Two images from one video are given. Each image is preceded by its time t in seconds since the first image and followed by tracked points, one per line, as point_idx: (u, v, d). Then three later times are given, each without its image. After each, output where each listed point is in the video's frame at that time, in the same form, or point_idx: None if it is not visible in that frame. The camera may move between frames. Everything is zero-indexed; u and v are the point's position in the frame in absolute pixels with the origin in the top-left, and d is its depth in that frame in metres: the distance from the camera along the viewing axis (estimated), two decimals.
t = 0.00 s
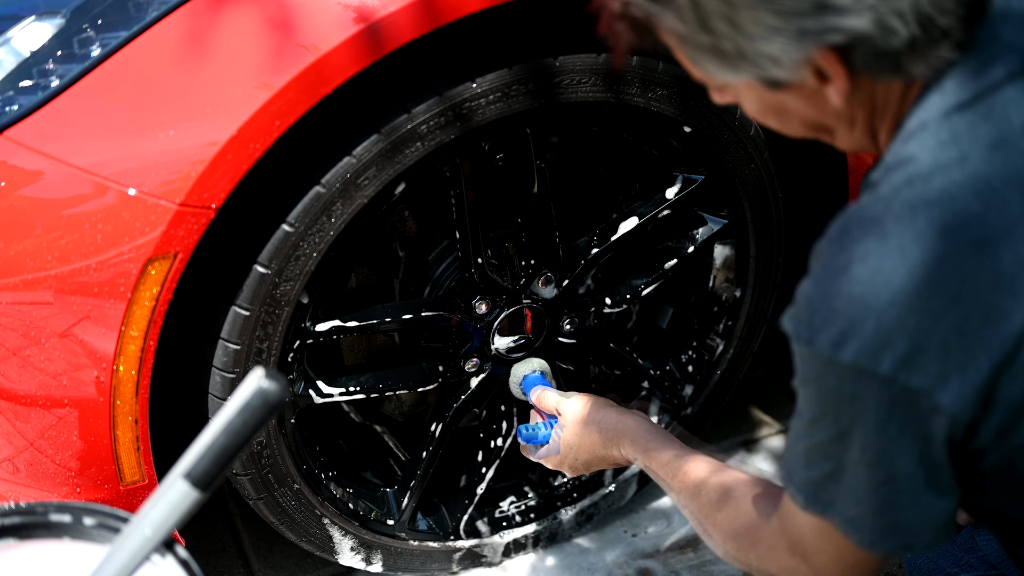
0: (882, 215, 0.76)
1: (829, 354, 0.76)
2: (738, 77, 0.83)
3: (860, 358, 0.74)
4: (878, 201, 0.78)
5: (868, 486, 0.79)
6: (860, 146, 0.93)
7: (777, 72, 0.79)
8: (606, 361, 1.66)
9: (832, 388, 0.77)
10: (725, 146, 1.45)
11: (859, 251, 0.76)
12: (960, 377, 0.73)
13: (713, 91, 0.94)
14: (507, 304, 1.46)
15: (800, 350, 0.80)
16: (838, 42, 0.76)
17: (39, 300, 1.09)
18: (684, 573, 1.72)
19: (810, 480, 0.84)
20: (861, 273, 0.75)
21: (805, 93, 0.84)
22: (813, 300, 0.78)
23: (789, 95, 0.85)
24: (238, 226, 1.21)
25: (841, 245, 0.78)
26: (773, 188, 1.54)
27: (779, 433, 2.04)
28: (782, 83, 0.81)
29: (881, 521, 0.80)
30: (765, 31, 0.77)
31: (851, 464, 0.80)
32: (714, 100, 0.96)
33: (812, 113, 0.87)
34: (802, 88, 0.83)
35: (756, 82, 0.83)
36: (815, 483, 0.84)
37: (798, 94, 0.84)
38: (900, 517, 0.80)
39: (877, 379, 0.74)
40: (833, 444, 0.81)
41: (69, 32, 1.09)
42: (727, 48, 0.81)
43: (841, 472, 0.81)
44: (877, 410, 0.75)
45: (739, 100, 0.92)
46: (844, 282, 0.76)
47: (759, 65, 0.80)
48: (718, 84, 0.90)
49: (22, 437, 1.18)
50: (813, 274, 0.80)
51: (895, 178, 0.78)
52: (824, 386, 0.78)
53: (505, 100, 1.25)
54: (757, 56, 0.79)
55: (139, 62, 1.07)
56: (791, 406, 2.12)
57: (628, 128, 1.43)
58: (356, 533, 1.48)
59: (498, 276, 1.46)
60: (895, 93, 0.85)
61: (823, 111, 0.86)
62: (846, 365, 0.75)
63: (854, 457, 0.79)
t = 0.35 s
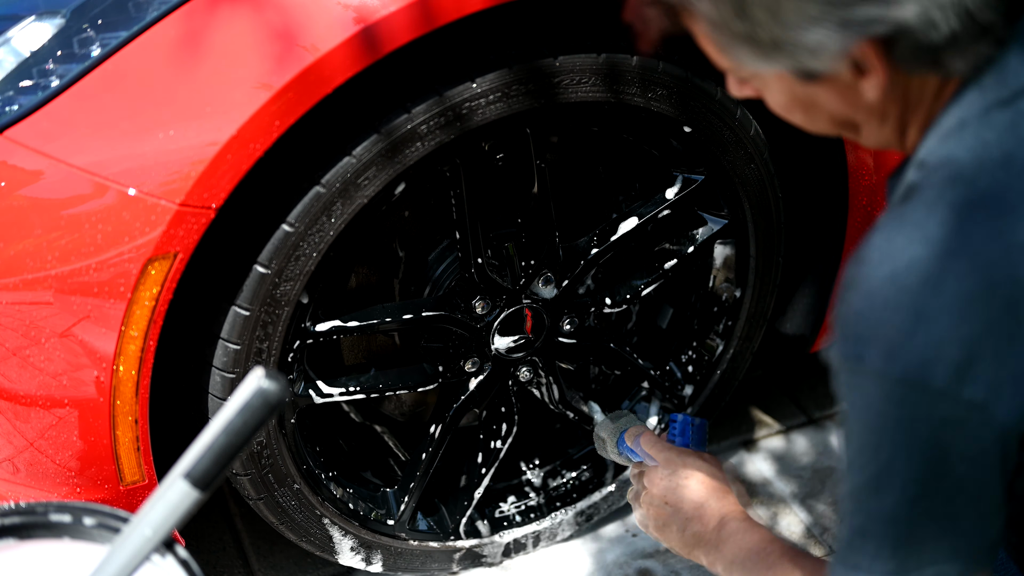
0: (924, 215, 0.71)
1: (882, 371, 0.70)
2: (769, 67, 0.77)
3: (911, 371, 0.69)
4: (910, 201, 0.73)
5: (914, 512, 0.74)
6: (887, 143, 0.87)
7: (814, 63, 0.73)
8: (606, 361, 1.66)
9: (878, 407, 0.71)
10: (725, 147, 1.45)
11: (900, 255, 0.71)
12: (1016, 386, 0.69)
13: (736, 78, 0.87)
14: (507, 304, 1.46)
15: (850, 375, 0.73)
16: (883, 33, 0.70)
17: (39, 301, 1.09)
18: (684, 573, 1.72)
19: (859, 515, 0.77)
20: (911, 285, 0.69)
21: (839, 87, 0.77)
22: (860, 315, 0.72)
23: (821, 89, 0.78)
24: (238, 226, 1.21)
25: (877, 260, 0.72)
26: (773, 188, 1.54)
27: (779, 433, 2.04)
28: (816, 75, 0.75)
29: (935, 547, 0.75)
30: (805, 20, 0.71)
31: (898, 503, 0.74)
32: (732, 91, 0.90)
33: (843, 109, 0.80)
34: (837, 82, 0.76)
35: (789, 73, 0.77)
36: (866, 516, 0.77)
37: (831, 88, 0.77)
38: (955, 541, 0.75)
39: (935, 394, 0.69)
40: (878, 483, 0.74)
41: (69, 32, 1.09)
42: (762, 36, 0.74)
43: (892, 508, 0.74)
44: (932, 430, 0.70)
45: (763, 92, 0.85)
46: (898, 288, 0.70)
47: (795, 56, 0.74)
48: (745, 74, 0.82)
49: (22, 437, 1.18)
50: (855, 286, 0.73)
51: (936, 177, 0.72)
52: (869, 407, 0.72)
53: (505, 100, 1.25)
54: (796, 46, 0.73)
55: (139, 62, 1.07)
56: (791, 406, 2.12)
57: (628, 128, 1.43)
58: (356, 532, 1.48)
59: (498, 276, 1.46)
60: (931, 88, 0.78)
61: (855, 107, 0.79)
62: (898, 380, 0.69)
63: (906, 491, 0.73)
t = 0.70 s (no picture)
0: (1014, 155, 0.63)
1: (959, 309, 0.60)
2: None
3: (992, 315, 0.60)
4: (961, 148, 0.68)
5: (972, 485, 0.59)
6: (900, 128, 0.78)
7: None
8: (606, 361, 1.66)
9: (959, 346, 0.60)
10: (725, 147, 1.45)
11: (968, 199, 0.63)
12: None
13: (739, 40, 0.75)
14: (507, 304, 1.46)
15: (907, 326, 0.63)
16: None
17: (39, 300, 1.09)
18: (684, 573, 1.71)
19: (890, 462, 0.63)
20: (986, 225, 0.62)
21: (895, 22, 0.68)
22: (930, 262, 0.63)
23: (876, 24, 0.68)
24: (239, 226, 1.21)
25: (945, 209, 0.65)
26: (773, 188, 1.54)
27: (779, 433, 2.04)
28: None
29: (977, 534, 0.59)
30: None
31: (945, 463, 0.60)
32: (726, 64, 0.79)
33: (887, 59, 0.70)
34: (895, 12, 0.67)
35: None
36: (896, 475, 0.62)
37: (888, 23, 0.68)
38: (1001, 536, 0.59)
39: None
40: (922, 433, 0.61)
41: (69, 32, 1.09)
42: None
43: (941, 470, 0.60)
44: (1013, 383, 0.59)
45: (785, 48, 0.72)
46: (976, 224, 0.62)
47: None
48: (774, 14, 0.70)
49: (21, 437, 1.18)
50: (920, 240, 0.65)
51: (993, 118, 0.66)
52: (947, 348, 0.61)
53: (505, 100, 1.25)
54: None
55: (139, 62, 1.07)
56: (790, 406, 2.12)
57: (628, 128, 1.43)
58: (356, 533, 1.49)
59: (499, 276, 1.46)
60: (970, 49, 0.72)
61: (902, 57, 0.70)
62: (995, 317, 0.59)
63: (962, 450, 0.59)
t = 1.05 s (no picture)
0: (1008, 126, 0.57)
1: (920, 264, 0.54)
2: None
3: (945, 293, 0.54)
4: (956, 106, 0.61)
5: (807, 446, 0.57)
6: (872, 131, 0.72)
7: None
8: (606, 362, 1.65)
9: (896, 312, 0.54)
10: (725, 146, 1.45)
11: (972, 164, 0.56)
12: None
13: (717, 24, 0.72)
14: (507, 304, 1.46)
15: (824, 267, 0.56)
16: None
17: (39, 300, 1.09)
18: (684, 573, 1.62)
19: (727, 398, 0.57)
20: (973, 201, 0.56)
21: (822, 43, 0.64)
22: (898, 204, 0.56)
23: (802, 40, 0.64)
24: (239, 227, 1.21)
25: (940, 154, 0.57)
26: (773, 188, 1.54)
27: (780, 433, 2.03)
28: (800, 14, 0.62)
29: (795, 493, 0.58)
30: None
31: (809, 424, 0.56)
32: (713, 48, 0.75)
33: (826, 72, 0.66)
34: (820, 33, 0.63)
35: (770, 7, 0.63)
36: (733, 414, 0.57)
37: (813, 42, 0.64)
38: (819, 503, 0.58)
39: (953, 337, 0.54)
40: (791, 383, 0.56)
41: (69, 32, 1.09)
42: None
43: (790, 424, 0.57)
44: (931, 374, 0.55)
45: (743, 41, 0.69)
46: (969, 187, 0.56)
47: None
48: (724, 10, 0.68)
49: (21, 437, 1.18)
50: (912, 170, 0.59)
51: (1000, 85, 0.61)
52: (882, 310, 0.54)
53: (505, 100, 1.25)
54: None
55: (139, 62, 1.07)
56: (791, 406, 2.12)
57: (628, 128, 1.43)
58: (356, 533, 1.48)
59: (499, 276, 1.46)
60: (921, 71, 0.64)
61: (835, 72, 0.65)
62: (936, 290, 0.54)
63: (828, 415, 0.55)
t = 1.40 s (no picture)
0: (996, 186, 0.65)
1: (941, 356, 0.63)
2: (769, 55, 0.78)
3: (981, 360, 0.62)
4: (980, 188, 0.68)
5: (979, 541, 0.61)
6: (897, 147, 0.86)
7: (811, 54, 0.74)
8: (606, 362, 1.66)
9: (945, 403, 0.62)
10: (725, 147, 1.45)
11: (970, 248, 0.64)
12: None
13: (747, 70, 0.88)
14: (507, 304, 1.46)
15: (890, 409, 0.65)
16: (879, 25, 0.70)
17: (39, 300, 1.09)
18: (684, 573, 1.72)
19: (882, 530, 0.63)
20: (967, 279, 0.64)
21: (840, 83, 0.77)
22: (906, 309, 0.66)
23: (822, 83, 0.78)
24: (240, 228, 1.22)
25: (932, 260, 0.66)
26: (773, 188, 1.54)
27: (779, 433, 2.04)
28: (816, 67, 0.75)
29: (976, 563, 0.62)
30: (802, 6, 0.71)
31: (967, 524, 0.61)
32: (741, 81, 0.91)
33: (846, 106, 0.80)
34: (837, 76, 0.76)
35: (788, 63, 0.77)
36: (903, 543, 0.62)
37: (831, 83, 0.78)
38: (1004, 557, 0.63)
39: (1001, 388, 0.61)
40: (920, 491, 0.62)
41: (69, 32, 1.09)
42: (760, 23, 0.75)
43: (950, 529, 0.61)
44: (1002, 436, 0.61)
45: (767, 83, 0.85)
46: (958, 268, 0.65)
47: (793, 44, 0.74)
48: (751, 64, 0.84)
49: (22, 437, 1.18)
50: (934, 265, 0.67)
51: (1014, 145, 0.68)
52: (941, 402, 0.62)
53: (505, 100, 1.25)
54: (792, 33, 0.73)
55: (139, 62, 1.07)
56: (790, 405, 2.12)
57: (628, 129, 1.43)
58: (356, 532, 1.49)
59: (499, 276, 1.46)
60: (938, 87, 0.76)
61: (855, 103, 0.79)
62: (964, 367, 0.62)
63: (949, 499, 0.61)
